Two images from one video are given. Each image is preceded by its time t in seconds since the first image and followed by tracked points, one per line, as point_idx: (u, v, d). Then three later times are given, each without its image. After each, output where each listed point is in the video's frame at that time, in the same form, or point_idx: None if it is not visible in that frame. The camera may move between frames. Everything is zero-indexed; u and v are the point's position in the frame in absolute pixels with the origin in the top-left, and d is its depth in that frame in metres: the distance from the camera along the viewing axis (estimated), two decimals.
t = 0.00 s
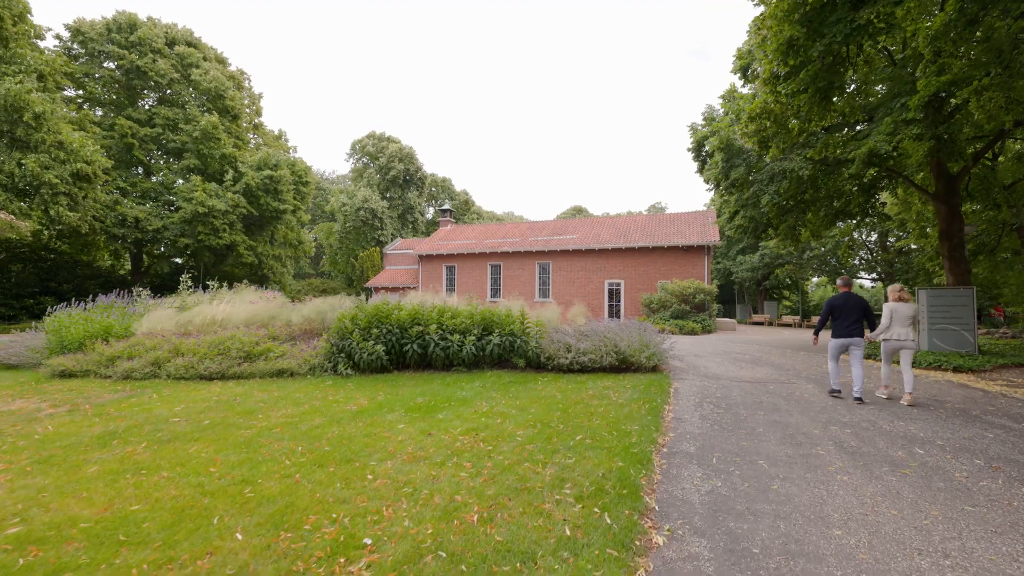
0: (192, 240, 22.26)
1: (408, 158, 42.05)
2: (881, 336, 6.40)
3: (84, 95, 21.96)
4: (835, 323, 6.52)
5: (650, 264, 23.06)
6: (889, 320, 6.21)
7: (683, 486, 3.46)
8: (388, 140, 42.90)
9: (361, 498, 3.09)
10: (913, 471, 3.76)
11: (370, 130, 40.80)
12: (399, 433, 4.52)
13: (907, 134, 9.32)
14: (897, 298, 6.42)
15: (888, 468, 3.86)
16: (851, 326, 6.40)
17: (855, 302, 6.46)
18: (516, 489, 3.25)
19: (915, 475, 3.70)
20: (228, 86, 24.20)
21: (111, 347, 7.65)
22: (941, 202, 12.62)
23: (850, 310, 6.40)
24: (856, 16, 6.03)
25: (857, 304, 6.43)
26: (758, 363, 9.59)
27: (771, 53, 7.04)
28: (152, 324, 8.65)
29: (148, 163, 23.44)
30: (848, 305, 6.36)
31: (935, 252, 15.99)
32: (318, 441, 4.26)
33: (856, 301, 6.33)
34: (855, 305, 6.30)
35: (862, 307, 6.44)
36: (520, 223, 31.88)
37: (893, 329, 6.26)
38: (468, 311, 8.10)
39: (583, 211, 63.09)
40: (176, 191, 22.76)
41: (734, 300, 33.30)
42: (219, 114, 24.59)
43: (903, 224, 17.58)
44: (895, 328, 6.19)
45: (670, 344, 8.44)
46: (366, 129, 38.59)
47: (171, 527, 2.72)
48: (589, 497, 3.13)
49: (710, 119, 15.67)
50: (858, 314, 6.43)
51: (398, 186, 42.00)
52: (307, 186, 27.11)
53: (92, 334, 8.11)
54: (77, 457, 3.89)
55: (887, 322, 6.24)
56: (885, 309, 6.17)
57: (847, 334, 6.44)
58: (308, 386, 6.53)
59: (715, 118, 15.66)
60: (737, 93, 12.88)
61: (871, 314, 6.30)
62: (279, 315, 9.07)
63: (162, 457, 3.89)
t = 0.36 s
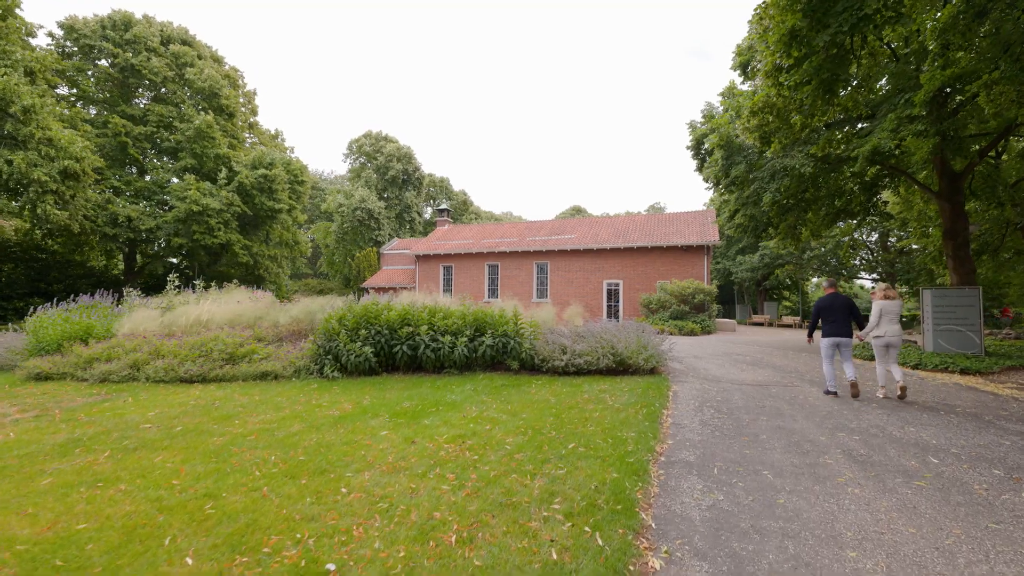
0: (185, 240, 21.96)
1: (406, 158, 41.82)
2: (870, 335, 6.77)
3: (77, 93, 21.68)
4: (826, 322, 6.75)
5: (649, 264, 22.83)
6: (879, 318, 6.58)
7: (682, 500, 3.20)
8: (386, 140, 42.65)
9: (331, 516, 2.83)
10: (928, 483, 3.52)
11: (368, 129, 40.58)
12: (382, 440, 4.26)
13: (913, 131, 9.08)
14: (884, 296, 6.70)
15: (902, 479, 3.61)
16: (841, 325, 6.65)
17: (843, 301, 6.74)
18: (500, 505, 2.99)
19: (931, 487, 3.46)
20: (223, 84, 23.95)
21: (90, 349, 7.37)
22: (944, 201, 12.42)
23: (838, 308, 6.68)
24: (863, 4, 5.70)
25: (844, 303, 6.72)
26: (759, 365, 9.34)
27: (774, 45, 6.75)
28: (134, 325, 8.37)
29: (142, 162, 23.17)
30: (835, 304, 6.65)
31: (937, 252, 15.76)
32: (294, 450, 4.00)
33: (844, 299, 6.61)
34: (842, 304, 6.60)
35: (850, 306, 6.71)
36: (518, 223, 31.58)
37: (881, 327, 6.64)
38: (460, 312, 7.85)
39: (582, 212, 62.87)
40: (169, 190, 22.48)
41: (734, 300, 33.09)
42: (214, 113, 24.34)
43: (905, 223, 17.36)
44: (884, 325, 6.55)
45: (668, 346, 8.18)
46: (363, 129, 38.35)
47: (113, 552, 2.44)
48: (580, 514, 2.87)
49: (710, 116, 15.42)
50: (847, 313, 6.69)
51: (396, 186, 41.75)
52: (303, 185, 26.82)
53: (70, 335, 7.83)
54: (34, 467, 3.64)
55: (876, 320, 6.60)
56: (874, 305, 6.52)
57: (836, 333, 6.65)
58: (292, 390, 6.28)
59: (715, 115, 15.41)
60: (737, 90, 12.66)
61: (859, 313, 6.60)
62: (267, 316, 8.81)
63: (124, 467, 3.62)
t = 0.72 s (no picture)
0: (180, 239, 21.67)
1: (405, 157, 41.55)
2: (863, 335, 6.91)
3: (69, 90, 21.41)
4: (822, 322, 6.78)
5: (649, 263, 22.57)
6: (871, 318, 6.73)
7: (682, 516, 2.93)
8: (384, 138, 42.36)
9: (294, 536, 2.55)
10: (947, 495, 3.26)
11: (366, 128, 40.34)
12: (361, 447, 3.99)
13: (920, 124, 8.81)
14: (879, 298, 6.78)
15: (919, 491, 3.35)
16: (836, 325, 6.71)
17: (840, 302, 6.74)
18: (482, 522, 2.71)
19: (951, 501, 3.19)
20: (219, 80, 23.67)
21: (67, 349, 7.10)
22: (948, 198, 12.18)
23: (835, 309, 6.71)
24: None
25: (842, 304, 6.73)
26: (761, 366, 9.09)
27: (778, 32, 6.51)
28: (115, 324, 8.10)
29: (136, 159, 22.89)
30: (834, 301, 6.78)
31: (941, 251, 15.50)
32: (266, 458, 3.72)
33: (841, 298, 6.71)
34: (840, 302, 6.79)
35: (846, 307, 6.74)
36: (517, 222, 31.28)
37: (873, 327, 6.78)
38: (452, 311, 7.58)
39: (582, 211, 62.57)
40: (163, 187, 22.19)
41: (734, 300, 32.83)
42: (209, 110, 24.06)
43: (908, 222, 17.11)
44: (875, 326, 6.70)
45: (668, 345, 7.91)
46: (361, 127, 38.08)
47: None
48: (568, 533, 2.61)
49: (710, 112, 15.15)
50: (843, 314, 6.73)
51: (394, 185, 41.46)
52: (299, 183, 26.53)
53: (47, 335, 7.56)
54: None
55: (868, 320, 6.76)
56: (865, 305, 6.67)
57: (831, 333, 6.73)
58: (275, 392, 6.01)
59: (715, 111, 15.14)
60: (739, 84, 12.39)
61: (853, 312, 6.73)
62: (254, 315, 8.55)
63: (78, 479, 3.34)
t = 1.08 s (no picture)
0: (174, 238, 21.37)
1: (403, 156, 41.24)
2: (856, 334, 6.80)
3: (63, 88, 21.11)
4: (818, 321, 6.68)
5: (649, 263, 22.27)
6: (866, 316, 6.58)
7: (684, 540, 2.65)
8: (382, 137, 42.05)
9: (248, 567, 2.27)
10: (975, 515, 2.97)
11: (364, 127, 40.07)
12: (339, 459, 3.70)
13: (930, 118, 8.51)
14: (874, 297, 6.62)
15: (943, 509, 3.06)
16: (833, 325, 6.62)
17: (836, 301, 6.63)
18: (461, 550, 2.42)
19: (981, 521, 2.89)
20: (214, 78, 23.36)
21: (43, 351, 6.82)
22: (956, 195, 11.88)
23: (831, 309, 6.61)
24: None
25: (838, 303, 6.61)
26: (764, 368, 8.81)
27: (784, 19, 6.21)
28: (97, 324, 7.83)
29: (130, 158, 22.60)
30: (831, 301, 6.64)
31: (945, 250, 15.17)
32: (232, 473, 3.42)
33: (839, 298, 6.59)
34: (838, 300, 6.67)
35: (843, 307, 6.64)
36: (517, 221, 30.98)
37: (868, 326, 6.65)
38: (444, 311, 7.30)
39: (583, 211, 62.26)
40: (156, 186, 21.89)
41: (734, 299, 32.52)
42: (204, 108, 23.75)
43: (913, 220, 16.80)
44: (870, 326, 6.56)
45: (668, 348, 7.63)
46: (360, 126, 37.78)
47: None
48: (557, 563, 2.33)
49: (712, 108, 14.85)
50: (839, 314, 6.62)
51: (393, 184, 41.15)
52: (296, 182, 26.22)
53: (24, 336, 7.28)
54: None
55: (862, 319, 6.62)
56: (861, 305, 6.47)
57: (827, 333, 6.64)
58: (256, 397, 5.71)
59: (716, 107, 14.84)
60: (742, 79, 12.08)
61: (850, 311, 6.59)
62: (241, 315, 8.28)
63: (24, 496, 3.06)
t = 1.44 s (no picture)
0: (167, 238, 21.04)
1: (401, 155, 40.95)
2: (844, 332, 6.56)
3: (53, 85, 20.74)
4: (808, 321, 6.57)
5: (648, 262, 21.97)
6: (853, 315, 6.36)
7: (683, 570, 2.36)
8: (380, 136, 41.76)
9: None
10: (1006, 537, 2.67)
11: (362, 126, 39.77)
12: (308, 473, 3.41)
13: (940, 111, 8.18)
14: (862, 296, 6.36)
15: (969, 530, 2.76)
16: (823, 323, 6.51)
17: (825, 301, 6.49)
18: None
19: (1012, 545, 2.60)
20: (207, 75, 23.04)
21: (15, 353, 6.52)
22: (962, 192, 11.58)
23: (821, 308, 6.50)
24: None
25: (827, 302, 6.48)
26: (766, 369, 8.52)
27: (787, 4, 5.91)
28: (75, 325, 7.52)
29: (123, 157, 22.27)
30: (819, 300, 6.49)
31: (950, 248, 14.88)
32: (186, 490, 3.11)
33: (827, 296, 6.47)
34: (826, 300, 6.49)
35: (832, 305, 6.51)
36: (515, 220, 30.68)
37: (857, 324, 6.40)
38: (433, 312, 7.00)
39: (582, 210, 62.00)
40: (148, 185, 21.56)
41: (734, 299, 32.24)
42: (198, 105, 23.41)
43: (917, 218, 16.50)
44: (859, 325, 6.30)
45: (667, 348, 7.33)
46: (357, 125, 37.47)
47: None
48: None
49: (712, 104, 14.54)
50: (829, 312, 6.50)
51: (391, 183, 40.84)
52: (291, 180, 25.90)
53: None
54: None
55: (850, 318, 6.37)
56: (846, 303, 6.29)
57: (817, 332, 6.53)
58: (233, 402, 5.42)
59: (716, 103, 14.53)
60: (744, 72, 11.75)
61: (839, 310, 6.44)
62: (225, 316, 7.97)
63: None
